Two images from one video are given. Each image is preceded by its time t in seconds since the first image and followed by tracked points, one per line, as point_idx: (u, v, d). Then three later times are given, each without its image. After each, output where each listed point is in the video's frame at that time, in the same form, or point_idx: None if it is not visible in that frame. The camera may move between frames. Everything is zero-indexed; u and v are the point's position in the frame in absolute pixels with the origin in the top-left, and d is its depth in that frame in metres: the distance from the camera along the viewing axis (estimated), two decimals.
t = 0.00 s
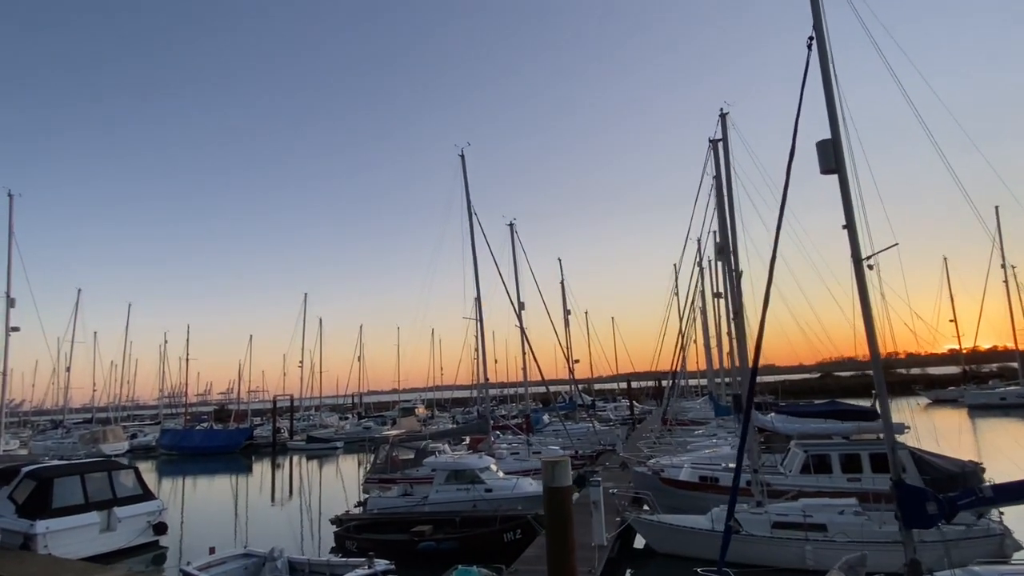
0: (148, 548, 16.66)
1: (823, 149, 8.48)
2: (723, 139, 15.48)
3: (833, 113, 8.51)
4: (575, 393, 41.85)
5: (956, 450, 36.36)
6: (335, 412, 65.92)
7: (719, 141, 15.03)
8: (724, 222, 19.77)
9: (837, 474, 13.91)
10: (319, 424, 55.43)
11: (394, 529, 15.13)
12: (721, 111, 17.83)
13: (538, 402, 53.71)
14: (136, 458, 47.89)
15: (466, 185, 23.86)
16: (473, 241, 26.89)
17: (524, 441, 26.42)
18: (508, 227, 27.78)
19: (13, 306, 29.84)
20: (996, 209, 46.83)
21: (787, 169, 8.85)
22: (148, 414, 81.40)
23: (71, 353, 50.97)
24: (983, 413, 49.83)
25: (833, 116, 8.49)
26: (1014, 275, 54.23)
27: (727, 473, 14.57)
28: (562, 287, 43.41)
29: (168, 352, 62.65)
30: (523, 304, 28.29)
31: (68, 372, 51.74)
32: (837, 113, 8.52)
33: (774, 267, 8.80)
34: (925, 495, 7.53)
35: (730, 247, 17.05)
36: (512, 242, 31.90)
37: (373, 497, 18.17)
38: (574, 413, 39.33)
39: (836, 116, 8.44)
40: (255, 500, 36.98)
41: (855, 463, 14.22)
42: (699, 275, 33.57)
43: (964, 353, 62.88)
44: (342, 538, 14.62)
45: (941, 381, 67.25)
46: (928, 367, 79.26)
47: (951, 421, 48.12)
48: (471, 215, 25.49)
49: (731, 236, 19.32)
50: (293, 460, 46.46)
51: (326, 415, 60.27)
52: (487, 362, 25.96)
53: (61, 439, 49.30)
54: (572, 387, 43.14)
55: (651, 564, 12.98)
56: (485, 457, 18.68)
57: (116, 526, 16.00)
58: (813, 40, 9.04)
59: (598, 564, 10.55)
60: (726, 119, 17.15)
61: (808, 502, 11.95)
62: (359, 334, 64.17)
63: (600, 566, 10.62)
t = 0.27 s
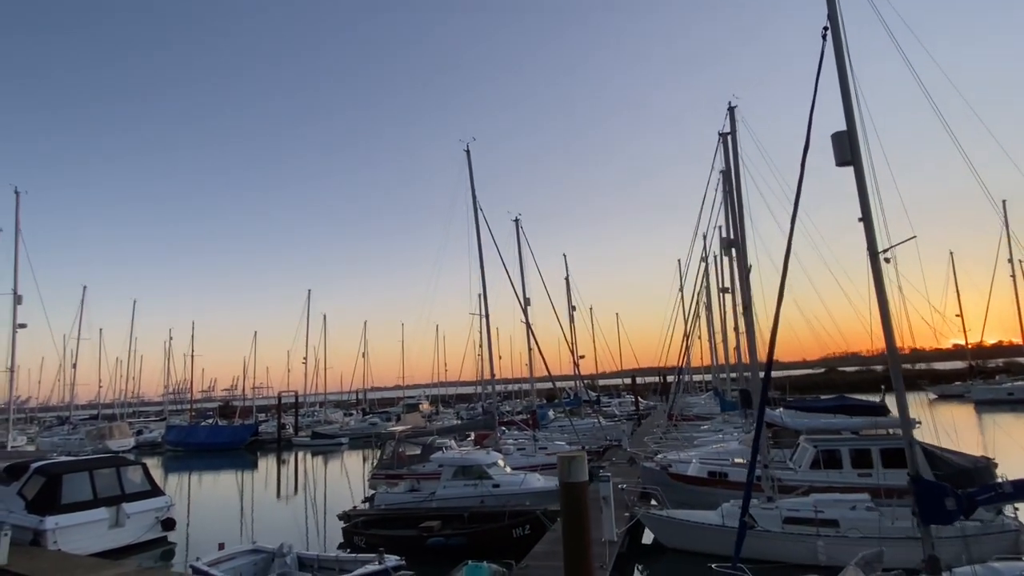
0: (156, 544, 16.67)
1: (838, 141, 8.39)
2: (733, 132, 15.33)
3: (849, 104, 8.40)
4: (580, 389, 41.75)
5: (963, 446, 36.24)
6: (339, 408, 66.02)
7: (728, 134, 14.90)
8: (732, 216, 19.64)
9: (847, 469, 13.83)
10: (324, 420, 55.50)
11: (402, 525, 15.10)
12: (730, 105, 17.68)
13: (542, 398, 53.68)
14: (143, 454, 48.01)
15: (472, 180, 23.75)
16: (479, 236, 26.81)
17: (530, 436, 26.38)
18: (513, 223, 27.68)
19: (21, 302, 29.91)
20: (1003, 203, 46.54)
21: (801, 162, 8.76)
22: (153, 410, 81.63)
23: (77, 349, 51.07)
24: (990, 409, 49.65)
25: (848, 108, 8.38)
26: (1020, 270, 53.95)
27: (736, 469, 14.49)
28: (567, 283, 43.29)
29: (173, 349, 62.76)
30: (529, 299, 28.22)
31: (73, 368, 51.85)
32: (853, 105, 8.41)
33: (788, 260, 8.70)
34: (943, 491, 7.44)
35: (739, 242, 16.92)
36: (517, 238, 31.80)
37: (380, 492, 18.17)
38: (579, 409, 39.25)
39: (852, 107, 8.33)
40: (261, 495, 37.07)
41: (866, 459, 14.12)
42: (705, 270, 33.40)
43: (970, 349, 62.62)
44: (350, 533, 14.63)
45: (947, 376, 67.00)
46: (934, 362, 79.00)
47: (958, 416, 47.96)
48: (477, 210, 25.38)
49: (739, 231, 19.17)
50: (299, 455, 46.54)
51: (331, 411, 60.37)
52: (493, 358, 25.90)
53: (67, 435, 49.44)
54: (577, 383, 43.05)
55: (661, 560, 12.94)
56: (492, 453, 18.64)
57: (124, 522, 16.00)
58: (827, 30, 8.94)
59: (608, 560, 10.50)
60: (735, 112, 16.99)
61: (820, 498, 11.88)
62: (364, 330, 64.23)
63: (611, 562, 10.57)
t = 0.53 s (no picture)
0: (175, 534, 16.83)
1: (864, 124, 8.25)
2: (751, 120, 15.12)
3: (875, 86, 8.24)
4: (593, 382, 41.65)
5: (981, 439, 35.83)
6: (351, 402, 66.39)
7: (746, 122, 14.73)
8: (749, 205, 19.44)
9: (868, 460, 13.65)
10: (337, 414, 55.90)
11: (419, 516, 15.15)
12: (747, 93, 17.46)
13: (554, 391, 53.65)
14: (159, 447, 48.57)
15: (484, 172, 23.70)
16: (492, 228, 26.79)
17: (544, 429, 26.36)
18: (526, 215, 27.58)
19: (38, 297, 30.24)
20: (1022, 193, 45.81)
21: (826, 148, 8.62)
22: (169, 404, 82.58)
23: (94, 344, 51.69)
24: (1008, 401, 49.06)
25: (875, 90, 8.23)
26: None
27: (754, 460, 14.36)
28: (579, 275, 43.12)
29: (187, 343, 63.30)
30: (541, 291, 28.15)
31: (90, 363, 52.49)
32: (880, 87, 8.26)
33: (814, 247, 8.58)
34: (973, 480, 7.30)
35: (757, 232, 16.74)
36: (530, 230, 31.71)
37: (396, 484, 18.23)
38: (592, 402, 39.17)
39: (878, 89, 8.19)
40: (276, 487, 37.41)
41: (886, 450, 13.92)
42: (719, 262, 33.15)
43: (988, 340, 61.87)
44: (368, 524, 14.73)
45: (963, 368, 66.30)
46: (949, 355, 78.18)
47: (975, 409, 47.45)
48: (490, 202, 25.29)
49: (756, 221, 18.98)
50: (312, 448, 46.90)
51: (344, 405, 60.77)
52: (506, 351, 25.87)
53: (86, 429, 50.13)
54: (589, 376, 42.93)
55: (679, 551, 12.85)
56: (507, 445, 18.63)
57: (144, 513, 16.14)
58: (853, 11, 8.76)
59: (629, 551, 10.42)
60: (753, 100, 16.77)
61: (841, 488, 11.75)
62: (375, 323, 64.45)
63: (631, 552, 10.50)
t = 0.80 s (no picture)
0: (192, 525, 16.96)
1: (888, 105, 8.09)
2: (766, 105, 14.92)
3: (899, 65, 8.07)
4: (605, 374, 41.47)
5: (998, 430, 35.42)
6: (363, 396, 66.65)
7: (762, 108, 14.53)
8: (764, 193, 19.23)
9: (887, 450, 13.51)
10: (349, 407, 56.19)
11: (434, 506, 15.20)
12: (763, 79, 17.22)
13: (565, 384, 53.57)
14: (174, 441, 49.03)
15: (495, 163, 23.61)
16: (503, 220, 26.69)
17: (556, 420, 26.33)
18: (536, 206, 27.45)
19: (52, 291, 30.49)
20: None
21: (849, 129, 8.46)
22: (182, 399, 83.30)
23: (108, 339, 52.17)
24: None
25: (900, 69, 8.05)
26: None
27: (771, 450, 14.25)
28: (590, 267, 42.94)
29: (200, 338, 63.74)
30: (552, 283, 28.08)
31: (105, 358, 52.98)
32: (904, 67, 8.09)
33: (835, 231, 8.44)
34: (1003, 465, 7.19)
35: (772, 219, 16.56)
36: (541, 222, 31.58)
37: (411, 474, 18.30)
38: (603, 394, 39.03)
39: (902, 68, 8.02)
40: (289, 480, 37.67)
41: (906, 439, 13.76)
42: (732, 253, 32.89)
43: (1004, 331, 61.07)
44: (383, 513, 14.83)
45: (978, 360, 65.54)
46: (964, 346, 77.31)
47: (991, 400, 46.91)
48: (501, 194, 25.18)
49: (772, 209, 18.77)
50: (325, 441, 47.17)
51: (355, 399, 61.06)
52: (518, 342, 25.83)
53: (101, 423, 50.66)
54: (601, 368, 42.79)
55: (695, 541, 12.79)
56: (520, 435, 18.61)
57: (161, 503, 16.27)
58: None
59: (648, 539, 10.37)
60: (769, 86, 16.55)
61: (861, 477, 11.63)
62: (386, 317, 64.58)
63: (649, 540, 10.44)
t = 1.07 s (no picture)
0: (211, 515, 17.11)
1: (916, 85, 7.92)
2: (784, 90, 14.70)
3: (927, 43, 7.89)
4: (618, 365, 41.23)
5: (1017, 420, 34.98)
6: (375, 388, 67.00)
7: (780, 93, 14.32)
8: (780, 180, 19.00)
9: (908, 438, 13.34)
10: (362, 399, 56.53)
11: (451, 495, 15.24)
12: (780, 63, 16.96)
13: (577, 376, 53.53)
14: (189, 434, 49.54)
15: (507, 153, 23.51)
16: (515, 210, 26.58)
17: (570, 411, 26.31)
18: (548, 195, 27.25)
19: (69, 286, 30.78)
20: None
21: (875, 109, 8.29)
22: (197, 392, 84.10)
23: (124, 333, 52.68)
24: None
25: (928, 48, 7.87)
26: None
27: (790, 439, 14.13)
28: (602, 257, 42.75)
29: (213, 332, 64.26)
30: (565, 274, 27.98)
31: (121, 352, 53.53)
32: (933, 44, 7.90)
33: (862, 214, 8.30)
34: None
35: (790, 206, 16.32)
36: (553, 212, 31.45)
37: (426, 464, 18.39)
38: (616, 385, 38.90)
39: (931, 46, 7.84)
40: (304, 472, 37.98)
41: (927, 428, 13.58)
42: (746, 242, 32.60)
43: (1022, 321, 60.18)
44: (401, 502, 14.92)
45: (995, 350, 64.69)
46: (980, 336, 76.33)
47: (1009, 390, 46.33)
48: (513, 184, 25.03)
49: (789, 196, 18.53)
50: (338, 433, 47.48)
51: (368, 391, 61.39)
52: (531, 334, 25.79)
53: (119, 416, 51.28)
54: (613, 359, 42.62)
55: (714, 529, 12.71)
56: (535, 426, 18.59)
57: (180, 494, 16.40)
58: None
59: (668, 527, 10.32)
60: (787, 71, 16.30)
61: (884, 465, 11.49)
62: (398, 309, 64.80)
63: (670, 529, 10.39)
